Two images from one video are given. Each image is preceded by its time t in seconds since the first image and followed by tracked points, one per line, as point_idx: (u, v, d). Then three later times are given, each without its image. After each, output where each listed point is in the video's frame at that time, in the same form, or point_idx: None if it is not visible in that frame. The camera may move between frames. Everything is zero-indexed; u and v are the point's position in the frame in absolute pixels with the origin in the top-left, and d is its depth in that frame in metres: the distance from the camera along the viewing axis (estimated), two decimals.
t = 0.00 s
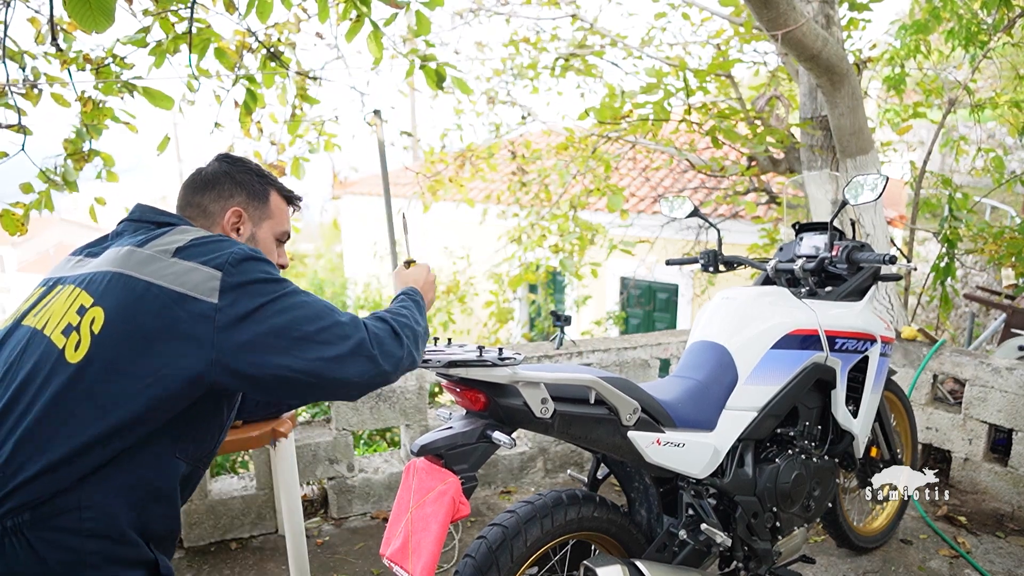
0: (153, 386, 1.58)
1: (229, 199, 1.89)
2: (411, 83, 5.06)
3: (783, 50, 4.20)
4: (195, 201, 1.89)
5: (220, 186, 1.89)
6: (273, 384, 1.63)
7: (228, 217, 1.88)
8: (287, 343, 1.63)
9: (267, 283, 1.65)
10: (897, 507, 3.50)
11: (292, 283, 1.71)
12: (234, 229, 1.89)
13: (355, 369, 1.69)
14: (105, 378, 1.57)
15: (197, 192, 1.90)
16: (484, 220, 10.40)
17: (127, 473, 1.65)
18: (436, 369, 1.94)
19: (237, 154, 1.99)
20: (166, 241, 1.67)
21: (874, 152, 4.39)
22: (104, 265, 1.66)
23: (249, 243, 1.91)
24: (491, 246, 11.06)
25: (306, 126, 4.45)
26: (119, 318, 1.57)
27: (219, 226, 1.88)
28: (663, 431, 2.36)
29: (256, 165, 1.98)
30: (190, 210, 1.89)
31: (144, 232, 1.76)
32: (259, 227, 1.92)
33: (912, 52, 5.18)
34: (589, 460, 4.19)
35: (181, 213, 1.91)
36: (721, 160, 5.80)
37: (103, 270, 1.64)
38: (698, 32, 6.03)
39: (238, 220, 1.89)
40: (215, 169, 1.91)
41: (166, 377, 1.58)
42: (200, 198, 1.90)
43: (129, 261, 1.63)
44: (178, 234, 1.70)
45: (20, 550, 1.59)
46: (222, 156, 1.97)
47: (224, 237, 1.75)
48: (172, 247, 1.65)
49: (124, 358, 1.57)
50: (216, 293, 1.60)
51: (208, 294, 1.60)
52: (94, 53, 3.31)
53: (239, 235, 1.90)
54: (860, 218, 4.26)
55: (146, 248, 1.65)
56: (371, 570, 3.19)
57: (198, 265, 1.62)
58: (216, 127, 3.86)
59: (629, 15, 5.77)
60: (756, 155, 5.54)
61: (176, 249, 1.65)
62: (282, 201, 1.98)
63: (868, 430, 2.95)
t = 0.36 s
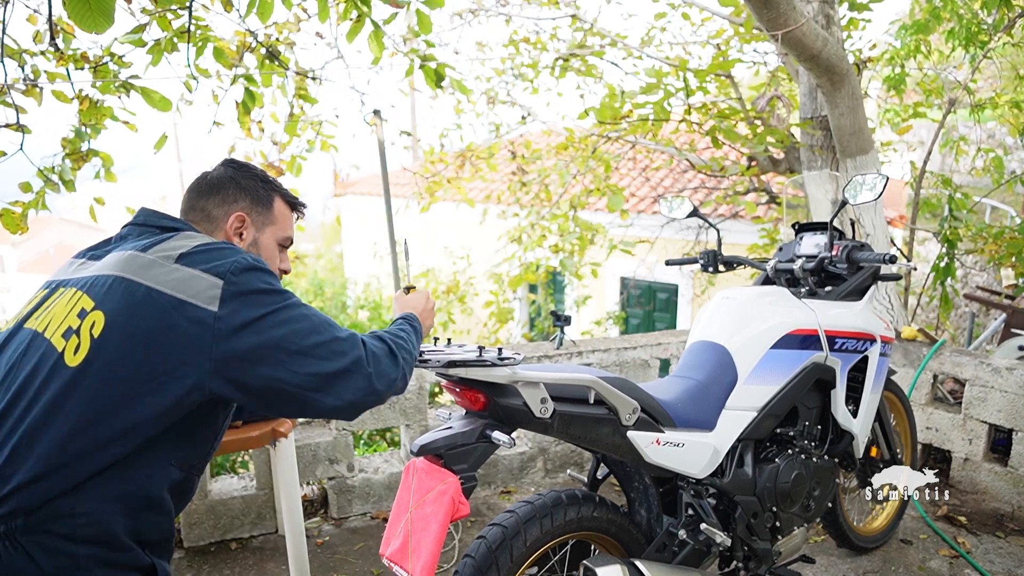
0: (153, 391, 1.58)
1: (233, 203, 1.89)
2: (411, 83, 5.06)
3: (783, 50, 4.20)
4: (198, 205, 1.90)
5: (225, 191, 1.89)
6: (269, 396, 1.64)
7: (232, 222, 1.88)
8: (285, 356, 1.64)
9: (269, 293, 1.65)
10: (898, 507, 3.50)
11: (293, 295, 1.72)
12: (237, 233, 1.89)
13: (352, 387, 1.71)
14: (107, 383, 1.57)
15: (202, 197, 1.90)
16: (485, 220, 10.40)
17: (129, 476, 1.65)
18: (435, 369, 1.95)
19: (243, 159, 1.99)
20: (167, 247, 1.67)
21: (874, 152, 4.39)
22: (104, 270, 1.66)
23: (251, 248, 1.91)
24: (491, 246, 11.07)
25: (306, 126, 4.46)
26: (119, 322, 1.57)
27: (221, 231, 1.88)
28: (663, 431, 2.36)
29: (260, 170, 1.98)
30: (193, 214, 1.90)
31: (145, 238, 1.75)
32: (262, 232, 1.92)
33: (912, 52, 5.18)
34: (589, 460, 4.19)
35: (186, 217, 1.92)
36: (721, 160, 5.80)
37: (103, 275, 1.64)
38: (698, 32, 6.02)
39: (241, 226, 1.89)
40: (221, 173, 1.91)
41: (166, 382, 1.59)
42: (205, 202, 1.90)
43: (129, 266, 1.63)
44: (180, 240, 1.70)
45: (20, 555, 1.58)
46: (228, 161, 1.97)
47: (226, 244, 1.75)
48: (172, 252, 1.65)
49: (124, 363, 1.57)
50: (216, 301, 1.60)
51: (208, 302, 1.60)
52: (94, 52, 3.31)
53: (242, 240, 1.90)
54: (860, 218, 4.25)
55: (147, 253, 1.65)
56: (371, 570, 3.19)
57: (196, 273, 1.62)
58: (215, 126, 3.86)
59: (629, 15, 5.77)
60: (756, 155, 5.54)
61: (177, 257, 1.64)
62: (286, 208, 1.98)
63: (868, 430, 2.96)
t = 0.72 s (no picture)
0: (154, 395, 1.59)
1: (233, 206, 1.89)
2: (410, 83, 5.06)
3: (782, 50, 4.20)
4: (198, 208, 1.89)
5: (225, 193, 1.89)
6: (270, 407, 1.66)
7: (232, 225, 1.88)
8: (286, 367, 1.65)
9: (274, 308, 1.68)
10: (897, 507, 3.50)
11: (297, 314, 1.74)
12: (237, 236, 1.89)
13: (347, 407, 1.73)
14: (109, 386, 1.57)
15: (201, 199, 1.90)
16: (485, 220, 10.41)
17: (129, 476, 1.65)
18: (435, 369, 1.95)
19: (241, 160, 1.98)
20: (174, 252, 1.66)
21: (873, 152, 4.39)
22: (109, 270, 1.65)
23: (252, 251, 1.91)
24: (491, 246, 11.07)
25: (306, 126, 4.46)
26: (121, 326, 1.57)
27: (222, 234, 1.88)
28: (663, 430, 2.36)
29: (258, 170, 1.98)
30: (193, 217, 1.90)
31: (151, 241, 1.75)
32: (263, 234, 1.93)
33: (912, 52, 5.18)
34: (589, 460, 4.19)
35: (185, 219, 1.91)
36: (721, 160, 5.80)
37: (109, 275, 1.64)
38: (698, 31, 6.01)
39: (242, 228, 1.89)
40: (220, 176, 1.91)
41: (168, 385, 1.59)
42: (204, 205, 1.90)
43: (135, 268, 1.63)
44: (187, 247, 1.69)
45: (15, 556, 1.59)
46: (227, 162, 1.97)
47: (235, 254, 1.75)
48: (179, 258, 1.65)
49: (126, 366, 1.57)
50: (218, 313, 1.60)
51: (210, 313, 1.60)
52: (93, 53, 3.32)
53: (243, 243, 1.90)
54: (859, 218, 4.26)
55: (154, 256, 1.64)
56: (371, 570, 3.19)
57: (201, 281, 1.61)
58: (214, 125, 3.86)
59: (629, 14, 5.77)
60: (756, 155, 5.54)
61: (185, 263, 1.64)
62: (285, 209, 1.98)
63: (868, 430, 2.96)
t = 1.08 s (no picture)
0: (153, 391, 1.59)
1: (233, 204, 1.89)
2: (411, 83, 5.07)
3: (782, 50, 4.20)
4: (199, 205, 1.90)
5: (225, 191, 1.89)
6: (269, 399, 1.66)
7: (232, 222, 1.88)
8: (283, 358, 1.64)
9: (270, 296, 1.66)
10: (897, 507, 3.50)
11: (294, 298, 1.73)
12: (237, 234, 1.89)
13: (349, 390, 1.72)
14: (106, 382, 1.57)
15: (202, 197, 1.90)
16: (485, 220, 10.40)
17: (127, 476, 1.65)
18: (435, 369, 1.95)
19: (243, 159, 1.99)
20: (169, 248, 1.67)
21: (874, 152, 4.39)
22: (105, 270, 1.65)
23: (251, 249, 1.91)
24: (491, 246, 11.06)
25: (307, 127, 4.46)
26: (120, 322, 1.57)
27: (222, 231, 1.88)
28: (663, 430, 2.36)
29: (260, 170, 1.98)
30: (193, 214, 1.90)
31: (147, 238, 1.75)
32: (263, 233, 1.92)
33: (912, 52, 5.18)
34: (589, 460, 4.19)
35: (186, 217, 1.92)
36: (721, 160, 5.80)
37: (105, 275, 1.64)
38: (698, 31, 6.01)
39: (242, 226, 1.89)
40: (221, 174, 1.92)
41: (167, 381, 1.59)
42: (205, 203, 1.90)
43: (131, 267, 1.63)
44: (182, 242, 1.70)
45: (14, 556, 1.59)
46: (228, 161, 1.97)
47: (228, 244, 1.75)
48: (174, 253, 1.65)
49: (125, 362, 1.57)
50: (217, 304, 1.60)
51: (209, 305, 1.60)
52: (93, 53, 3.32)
53: (242, 241, 1.90)
54: (860, 218, 4.25)
55: (149, 254, 1.65)
56: (371, 570, 3.19)
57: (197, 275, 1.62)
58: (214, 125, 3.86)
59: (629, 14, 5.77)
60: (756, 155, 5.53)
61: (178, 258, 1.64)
62: (286, 208, 1.98)
63: (868, 429, 2.95)
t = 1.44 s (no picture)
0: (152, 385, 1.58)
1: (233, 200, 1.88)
2: (410, 83, 5.06)
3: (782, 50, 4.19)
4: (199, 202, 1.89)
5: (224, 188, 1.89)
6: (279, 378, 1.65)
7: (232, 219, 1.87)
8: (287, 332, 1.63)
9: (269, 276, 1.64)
10: (898, 507, 3.50)
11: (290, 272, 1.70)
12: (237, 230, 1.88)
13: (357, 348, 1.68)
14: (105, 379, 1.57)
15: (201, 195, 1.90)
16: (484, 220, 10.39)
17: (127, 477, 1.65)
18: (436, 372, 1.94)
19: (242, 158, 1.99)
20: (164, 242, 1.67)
21: (873, 152, 4.39)
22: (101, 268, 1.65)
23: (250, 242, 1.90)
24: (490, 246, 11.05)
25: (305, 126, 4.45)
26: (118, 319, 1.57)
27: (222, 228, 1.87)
28: (664, 432, 2.36)
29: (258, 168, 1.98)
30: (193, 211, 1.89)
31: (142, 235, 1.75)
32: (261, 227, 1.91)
33: (911, 51, 5.17)
34: (589, 460, 4.19)
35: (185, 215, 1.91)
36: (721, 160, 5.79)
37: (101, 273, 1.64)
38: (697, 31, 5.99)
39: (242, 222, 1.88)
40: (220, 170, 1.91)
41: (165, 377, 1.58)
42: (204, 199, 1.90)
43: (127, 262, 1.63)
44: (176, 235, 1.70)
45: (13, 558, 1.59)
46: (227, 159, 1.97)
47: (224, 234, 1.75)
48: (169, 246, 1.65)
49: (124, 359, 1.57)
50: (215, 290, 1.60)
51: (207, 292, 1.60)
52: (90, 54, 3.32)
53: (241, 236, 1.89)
54: (859, 218, 4.25)
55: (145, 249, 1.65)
56: (371, 570, 3.19)
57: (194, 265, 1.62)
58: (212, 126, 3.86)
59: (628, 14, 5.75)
60: (756, 154, 5.52)
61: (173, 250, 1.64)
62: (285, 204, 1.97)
63: (868, 430, 2.95)
